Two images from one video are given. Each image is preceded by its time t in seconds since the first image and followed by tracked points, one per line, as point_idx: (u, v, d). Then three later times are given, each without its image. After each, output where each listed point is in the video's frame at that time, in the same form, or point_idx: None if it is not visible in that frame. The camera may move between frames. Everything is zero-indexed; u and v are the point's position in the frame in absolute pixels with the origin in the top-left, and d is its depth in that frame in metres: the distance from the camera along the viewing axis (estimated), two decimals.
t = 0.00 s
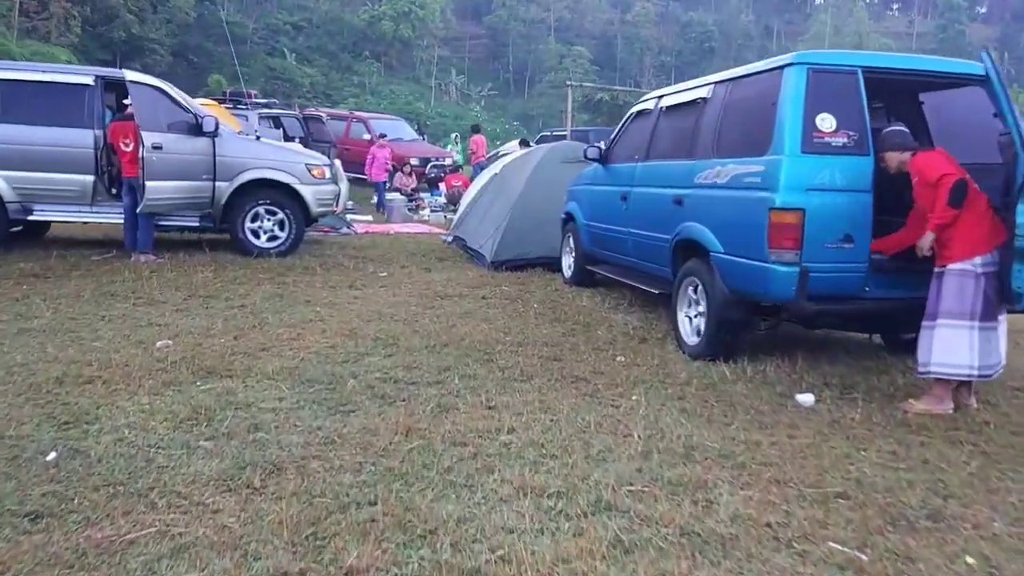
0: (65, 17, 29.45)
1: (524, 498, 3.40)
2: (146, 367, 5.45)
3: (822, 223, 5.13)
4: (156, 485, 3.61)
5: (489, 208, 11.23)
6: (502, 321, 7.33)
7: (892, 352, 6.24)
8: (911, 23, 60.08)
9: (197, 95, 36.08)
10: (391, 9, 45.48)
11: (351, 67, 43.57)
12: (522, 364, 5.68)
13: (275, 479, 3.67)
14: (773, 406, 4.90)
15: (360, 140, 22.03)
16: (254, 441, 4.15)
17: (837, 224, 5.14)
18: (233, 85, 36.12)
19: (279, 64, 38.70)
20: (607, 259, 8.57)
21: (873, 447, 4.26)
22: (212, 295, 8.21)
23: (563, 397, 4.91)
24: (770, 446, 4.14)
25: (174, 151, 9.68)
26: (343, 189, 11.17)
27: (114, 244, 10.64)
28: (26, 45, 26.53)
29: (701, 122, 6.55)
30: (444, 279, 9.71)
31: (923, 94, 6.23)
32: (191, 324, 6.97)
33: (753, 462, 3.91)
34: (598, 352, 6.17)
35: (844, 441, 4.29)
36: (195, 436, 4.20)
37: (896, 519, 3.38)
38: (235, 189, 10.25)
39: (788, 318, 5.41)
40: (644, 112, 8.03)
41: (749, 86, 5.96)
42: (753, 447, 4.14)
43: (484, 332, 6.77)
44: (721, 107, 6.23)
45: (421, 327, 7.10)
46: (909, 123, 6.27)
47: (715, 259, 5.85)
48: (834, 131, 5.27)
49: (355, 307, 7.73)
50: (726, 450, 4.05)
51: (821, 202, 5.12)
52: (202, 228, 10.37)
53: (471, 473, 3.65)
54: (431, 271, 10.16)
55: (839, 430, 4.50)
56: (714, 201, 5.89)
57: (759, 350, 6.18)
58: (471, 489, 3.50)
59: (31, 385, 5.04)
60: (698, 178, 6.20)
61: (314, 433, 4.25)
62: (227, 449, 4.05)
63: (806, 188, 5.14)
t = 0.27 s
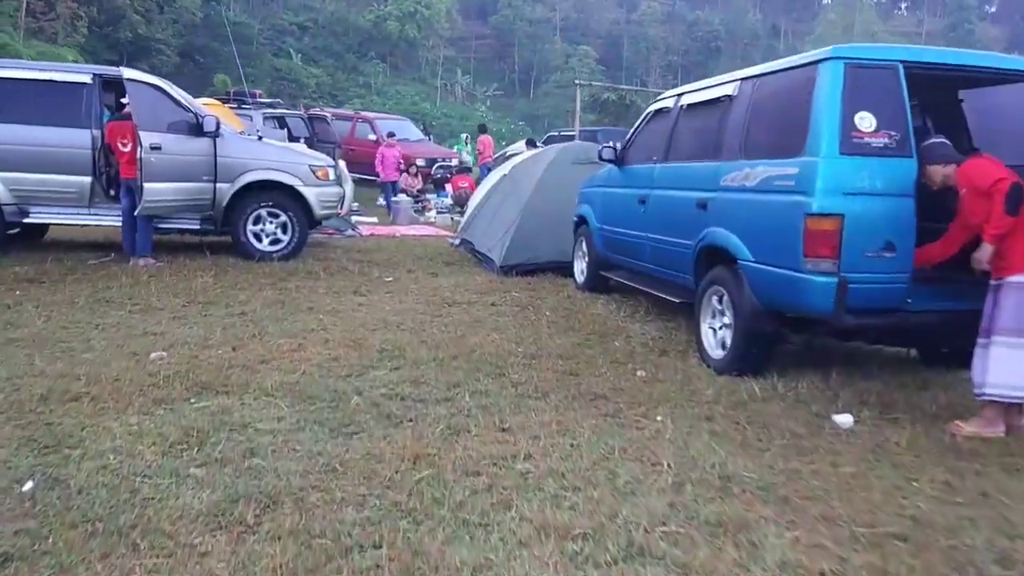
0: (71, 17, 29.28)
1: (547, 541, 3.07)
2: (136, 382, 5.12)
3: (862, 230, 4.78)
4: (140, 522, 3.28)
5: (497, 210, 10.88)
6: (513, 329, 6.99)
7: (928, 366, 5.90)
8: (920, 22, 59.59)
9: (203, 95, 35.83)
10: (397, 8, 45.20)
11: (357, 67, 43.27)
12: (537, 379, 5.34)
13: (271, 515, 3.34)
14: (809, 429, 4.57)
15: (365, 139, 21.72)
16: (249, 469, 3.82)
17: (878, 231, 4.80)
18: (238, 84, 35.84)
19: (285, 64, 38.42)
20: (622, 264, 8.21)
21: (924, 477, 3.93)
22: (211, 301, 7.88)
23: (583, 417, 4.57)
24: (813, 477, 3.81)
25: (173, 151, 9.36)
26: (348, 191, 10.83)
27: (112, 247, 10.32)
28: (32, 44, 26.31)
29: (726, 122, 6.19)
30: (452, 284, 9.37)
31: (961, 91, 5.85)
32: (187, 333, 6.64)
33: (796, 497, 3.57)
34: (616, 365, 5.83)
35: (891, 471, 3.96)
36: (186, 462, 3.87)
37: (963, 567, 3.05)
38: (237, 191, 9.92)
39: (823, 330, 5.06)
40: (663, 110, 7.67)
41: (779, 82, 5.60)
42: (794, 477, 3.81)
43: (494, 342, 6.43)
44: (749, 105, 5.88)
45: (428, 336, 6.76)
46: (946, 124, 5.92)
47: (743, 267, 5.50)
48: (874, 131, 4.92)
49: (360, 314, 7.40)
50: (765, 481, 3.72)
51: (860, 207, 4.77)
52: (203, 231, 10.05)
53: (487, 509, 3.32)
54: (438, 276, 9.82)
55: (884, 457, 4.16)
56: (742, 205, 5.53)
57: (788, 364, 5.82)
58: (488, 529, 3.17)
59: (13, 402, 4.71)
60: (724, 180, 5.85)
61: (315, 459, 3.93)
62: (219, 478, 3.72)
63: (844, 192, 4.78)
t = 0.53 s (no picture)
0: (78, 18, 29.13)
1: None
2: (127, 400, 4.78)
3: (909, 238, 4.42)
4: (119, 567, 2.95)
5: (508, 214, 10.54)
6: (527, 339, 6.64)
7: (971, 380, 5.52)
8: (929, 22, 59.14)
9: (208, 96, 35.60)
10: (403, 9, 44.97)
11: (363, 67, 43.02)
12: (556, 396, 4.98)
13: (265, 558, 3.00)
14: (852, 453, 4.21)
15: (372, 140, 21.41)
16: (242, 501, 3.48)
17: (925, 239, 4.43)
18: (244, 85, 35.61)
19: (291, 65, 38.17)
20: (640, 271, 7.85)
21: (987, 510, 3.57)
22: (211, 308, 7.55)
23: (607, 440, 4.22)
24: (864, 511, 3.45)
25: (173, 152, 9.03)
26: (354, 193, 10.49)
27: (110, 251, 10.01)
28: (39, 45, 26.16)
29: (755, 121, 5.83)
30: (461, 289, 9.02)
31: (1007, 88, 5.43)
32: (184, 343, 6.30)
33: (849, 535, 3.22)
34: (638, 380, 5.48)
35: (950, 503, 3.60)
36: (174, 494, 3.53)
37: None
38: (239, 193, 9.60)
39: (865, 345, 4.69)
40: (683, 108, 7.30)
41: (813, 79, 5.23)
42: (844, 511, 3.46)
43: (508, 354, 6.08)
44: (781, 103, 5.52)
45: (438, 346, 6.42)
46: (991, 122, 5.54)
47: (776, 276, 5.14)
48: (920, 131, 4.55)
49: (366, 323, 7.06)
50: (813, 516, 3.37)
51: (907, 213, 4.40)
52: (204, 234, 9.75)
53: (506, 553, 2.97)
54: (447, 281, 9.48)
55: (939, 487, 3.80)
56: (775, 209, 5.17)
57: (822, 379, 5.46)
58: None
59: None
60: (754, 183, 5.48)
61: (316, 488, 3.59)
62: (210, 512, 3.38)
63: (889, 196, 4.42)
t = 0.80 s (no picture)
0: (85, 17, 28.90)
1: None
2: (113, 416, 4.42)
3: (969, 242, 4.11)
4: None
5: (519, 214, 10.17)
6: (543, 348, 6.27)
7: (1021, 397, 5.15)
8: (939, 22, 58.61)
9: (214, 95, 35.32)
10: (410, 9, 44.68)
11: (370, 67, 42.68)
12: (578, 414, 4.61)
13: None
14: (906, 482, 3.84)
15: (378, 139, 21.07)
16: (235, 537, 3.12)
17: (987, 244, 4.12)
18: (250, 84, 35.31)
19: (297, 64, 37.85)
20: (661, 275, 7.47)
21: None
22: (209, 313, 7.20)
23: (637, 466, 3.85)
24: (932, 554, 3.09)
25: (172, 151, 8.66)
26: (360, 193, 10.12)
27: (108, 252, 9.67)
28: (44, 44, 25.92)
29: (790, 115, 5.47)
30: (471, 293, 8.66)
31: None
32: (179, 351, 5.94)
33: None
34: (664, 395, 5.11)
35: None
36: (160, 528, 3.17)
37: None
38: (241, 193, 9.24)
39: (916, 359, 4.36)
40: (706, 104, 6.95)
41: (857, 69, 4.88)
42: (907, 554, 3.10)
43: (523, 365, 5.71)
44: (818, 97, 5.18)
45: (448, 355, 6.05)
46: None
47: (817, 283, 4.82)
48: (981, 126, 4.26)
49: (372, 329, 6.70)
50: (874, 560, 3.01)
51: (967, 216, 4.09)
52: (205, 235, 9.40)
53: None
54: (456, 285, 9.12)
55: (1008, 522, 3.44)
56: (814, 211, 4.84)
57: (863, 396, 5.08)
58: None
59: None
60: (791, 183, 5.14)
61: (318, 523, 3.23)
62: (199, 551, 3.02)
63: (948, 198, 4.11)
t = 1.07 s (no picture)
0: (93, 18, 28.74)
1: None
2: (100, 440, 4.05)
3: None
4: None
5: (532, 217, 9.78)
6: (562, 361, 5.89)
7: None
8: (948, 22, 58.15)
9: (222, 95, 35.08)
10: (418, 10, 44.55)
11: (377, 68, 42.38)
12: (606, 438, 4.24)
13: None
14: (976, 519, 3.46)
15: (386, 140, 20.73)
16: None
17: None
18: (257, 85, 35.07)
19: (305, 65, 37.57)
20: (685, 282, 7.07)
21: None
22: (210, 322, 6.84)
23: (675, 502, 3.48)
24: None
25: (172, 150, 8.28)
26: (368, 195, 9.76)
27: (106, 256, 9.33)
28: (51, 44, 25.72)
29: (830, 113, 5.08)
30: (484, 299, 8.28)
31: None
32: (176, 363, 5.57)
33: None
34: (697, 415, 4.73)
35: None
36: None
37: None
38: (245, 195, 8.89)
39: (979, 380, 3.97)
40: (734, 101, 6.56)
41: (907, 63, 4.49)
42: None
43: (543, 380, 5.33)
44: (863, 91, 4.78)
45: (463, 368, 5.67)
46: None
47: (865, 295, 4.42)
48: None
49: (381, 340, 6.33)
50: None
51: None
52: (207, 240, 9.05)
53: None
54: (468, 290, 8.74)
55: None
56: (862, 216, 4.45)
57: (913, 418, 4.69)
58: None
59: None
60: (834, 186, 4.74)
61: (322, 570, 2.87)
62: None
63: (1017, 202, 3.72)
